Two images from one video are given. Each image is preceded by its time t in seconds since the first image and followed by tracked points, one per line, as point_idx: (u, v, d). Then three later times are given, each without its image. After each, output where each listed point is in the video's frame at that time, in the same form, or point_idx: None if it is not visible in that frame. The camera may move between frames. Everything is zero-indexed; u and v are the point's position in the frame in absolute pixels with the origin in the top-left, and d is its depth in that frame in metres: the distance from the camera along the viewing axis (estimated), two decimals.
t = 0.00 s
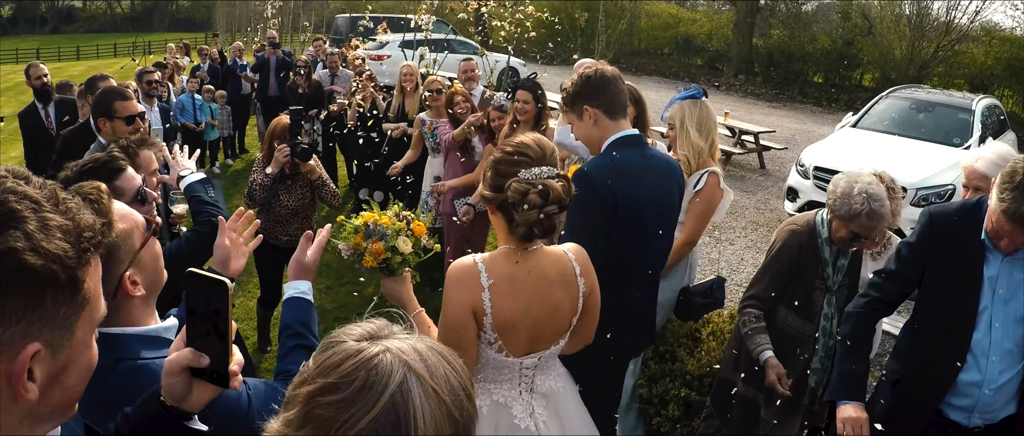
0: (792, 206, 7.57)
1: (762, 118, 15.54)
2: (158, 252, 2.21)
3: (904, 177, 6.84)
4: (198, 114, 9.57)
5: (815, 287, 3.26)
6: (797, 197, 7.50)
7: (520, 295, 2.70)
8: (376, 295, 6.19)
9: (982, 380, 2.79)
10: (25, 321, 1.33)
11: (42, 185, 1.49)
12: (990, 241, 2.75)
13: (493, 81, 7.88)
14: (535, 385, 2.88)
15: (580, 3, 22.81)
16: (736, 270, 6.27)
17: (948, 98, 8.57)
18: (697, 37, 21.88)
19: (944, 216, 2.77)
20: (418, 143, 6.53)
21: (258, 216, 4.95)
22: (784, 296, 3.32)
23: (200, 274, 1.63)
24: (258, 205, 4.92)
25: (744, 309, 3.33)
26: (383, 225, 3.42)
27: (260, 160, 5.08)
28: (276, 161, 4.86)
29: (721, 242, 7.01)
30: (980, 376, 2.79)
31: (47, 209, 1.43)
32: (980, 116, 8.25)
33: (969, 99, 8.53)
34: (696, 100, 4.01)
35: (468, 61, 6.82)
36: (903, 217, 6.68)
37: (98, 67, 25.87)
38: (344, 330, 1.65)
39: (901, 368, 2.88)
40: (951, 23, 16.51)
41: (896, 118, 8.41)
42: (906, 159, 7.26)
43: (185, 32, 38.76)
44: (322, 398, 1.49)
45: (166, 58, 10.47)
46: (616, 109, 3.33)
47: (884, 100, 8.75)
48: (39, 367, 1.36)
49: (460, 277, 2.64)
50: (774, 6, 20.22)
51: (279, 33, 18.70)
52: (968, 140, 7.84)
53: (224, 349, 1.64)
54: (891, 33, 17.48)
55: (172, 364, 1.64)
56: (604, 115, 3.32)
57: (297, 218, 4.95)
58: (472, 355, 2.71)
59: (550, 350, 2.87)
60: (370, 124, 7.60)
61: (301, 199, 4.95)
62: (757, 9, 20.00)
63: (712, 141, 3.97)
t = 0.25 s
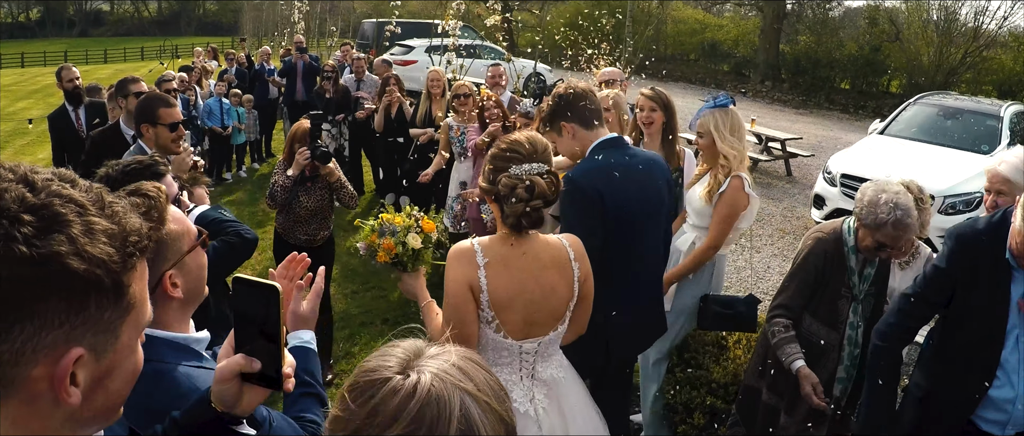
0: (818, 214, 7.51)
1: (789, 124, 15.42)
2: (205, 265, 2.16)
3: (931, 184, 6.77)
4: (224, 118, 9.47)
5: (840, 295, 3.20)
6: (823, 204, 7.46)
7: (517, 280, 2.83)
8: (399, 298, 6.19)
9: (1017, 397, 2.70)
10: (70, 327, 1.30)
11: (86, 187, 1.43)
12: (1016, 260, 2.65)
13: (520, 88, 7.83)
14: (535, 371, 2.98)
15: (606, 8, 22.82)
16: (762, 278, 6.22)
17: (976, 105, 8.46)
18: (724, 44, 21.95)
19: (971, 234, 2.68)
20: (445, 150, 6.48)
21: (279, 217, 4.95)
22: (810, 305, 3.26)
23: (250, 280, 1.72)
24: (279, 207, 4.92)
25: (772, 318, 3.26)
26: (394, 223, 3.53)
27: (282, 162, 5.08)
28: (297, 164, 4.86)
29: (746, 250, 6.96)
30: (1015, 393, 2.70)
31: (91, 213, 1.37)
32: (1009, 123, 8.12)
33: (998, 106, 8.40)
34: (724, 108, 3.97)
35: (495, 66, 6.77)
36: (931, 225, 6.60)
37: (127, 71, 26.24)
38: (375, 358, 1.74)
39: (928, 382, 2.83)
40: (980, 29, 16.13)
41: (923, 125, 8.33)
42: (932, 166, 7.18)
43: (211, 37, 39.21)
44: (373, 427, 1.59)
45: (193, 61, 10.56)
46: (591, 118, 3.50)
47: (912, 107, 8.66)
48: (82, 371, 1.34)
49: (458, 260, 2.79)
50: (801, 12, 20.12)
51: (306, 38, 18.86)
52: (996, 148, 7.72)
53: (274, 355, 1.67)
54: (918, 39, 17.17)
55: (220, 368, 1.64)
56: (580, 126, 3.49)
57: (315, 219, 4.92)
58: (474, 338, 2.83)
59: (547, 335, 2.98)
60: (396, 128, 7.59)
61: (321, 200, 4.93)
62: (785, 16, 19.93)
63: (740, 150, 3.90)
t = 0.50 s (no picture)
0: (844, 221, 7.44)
1: (814, 130, 15.30)
2: (258, 278, 2.16)
3: (958, 190, 6.71)
4: (249, 123, 9.50)
5: (864, 305, 3.10)
6: (849, 211, 7.41)
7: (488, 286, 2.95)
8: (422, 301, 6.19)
9: None
10: (110, 338, 1.28)
11: (130, 197, 1.42)
12: None
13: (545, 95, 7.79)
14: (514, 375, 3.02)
15: (631, 14, 22.85)
16: (788, 285, 6.18)
17: (1004, 110, 8.35)
18: (749, 49, 21.98)
19: (988, 256, 2.64)
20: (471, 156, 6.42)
21: (298, 214, 4.94)
22: (843, 318, 3.12)
23: (294, 292, 1.71)
24: (299, 205, 4.92)
25: (821, 337, 3.07)
26: (408, 228, 3.99)
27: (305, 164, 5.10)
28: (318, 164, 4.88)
29: (772, 258, 6.91)
30: None
31: (134, 224, 1.36)
32: None
33: None
34: (744, 115, 3.86)
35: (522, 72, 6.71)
36: (960, 233, 6.52)
37: (156, 75, 26.63)
38: (425, 379, 1.62)
39: (959, 408, 2.75)
40: (1007, 33, 15.89)
41: (949, 130, 8.23)
42: (959, 172, 7.10)
43: (238, 41, 39.67)
44: None
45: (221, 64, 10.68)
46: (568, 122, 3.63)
47: (939, 112, 8.57)
48: (123, 381, 1.33)
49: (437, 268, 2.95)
50: (827, 17, 20.00)
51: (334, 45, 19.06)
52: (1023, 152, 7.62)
53: (314, 367, 1.68)
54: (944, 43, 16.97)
55: (263, 375, 1.64)
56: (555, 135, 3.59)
57: (336, 219, 4.92)
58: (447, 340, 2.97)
59: (526, 341, 3.05)
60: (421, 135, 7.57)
61: (342, 200, 4.93)
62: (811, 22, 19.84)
63: (756, 151, 3.76)
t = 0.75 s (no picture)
0: (869, 227, 7.38)
1: (838, 134, 15.18)
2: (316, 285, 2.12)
3: (984, 196, 6.63)
4: (275, 127, 9.25)
5: (892, 315, 3.04)
6: (875, 217, 7.34)
7: (483, 276, 3.08)
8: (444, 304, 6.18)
9: None
10: (149, 345, 1.23)
11: (167, 201, 1.37)
12: None
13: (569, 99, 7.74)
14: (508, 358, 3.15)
15: (655, 20, 22.76)
16: (813, 291, 6.11)
17: None
18: (773, 55, 21.88)
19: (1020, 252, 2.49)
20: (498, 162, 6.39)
21: (326, 213, 5.01)
22: (878, 330, 3.06)
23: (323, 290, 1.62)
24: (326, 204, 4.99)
25: (864, 349, 2.98)
26: (410, 222, 5.38)
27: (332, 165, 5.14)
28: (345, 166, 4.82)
29: (796, 264, 6.87)
30: None
31: (173, 231, 1.30)
32: None
33: None
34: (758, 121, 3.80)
35: (546, 76, 6.67)
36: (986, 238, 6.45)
37: (181, 78, 26.96)
38: (468, 385, 1.42)
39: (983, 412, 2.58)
40: None
41: (976, 136, 8.14)
42: (985, 178, 7.03)
43: (262, 46, 40.06)
44: None
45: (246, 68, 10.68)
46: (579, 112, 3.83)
47: (964, 117, 8.47)
48: (159, 389, 1.28)
49: (431, 261, 3.09)
50: (851, 21, 19.83)
51: (359, 50, 19.16)
52: None
53: (347, 364, 1.63)
54: (969, 48, 16.78)
55: (297, 374, 1.61)
56: (565, 120, 3.80)
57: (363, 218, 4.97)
58: (444, 325, 3.13)
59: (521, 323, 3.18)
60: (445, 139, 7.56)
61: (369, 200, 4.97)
62: (835, 26, 19.68)
63: (773, 153, 3.71)
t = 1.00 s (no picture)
0: (895, 229, 7.32)
1: (861, 136, 15.07)
2: (368, 293, 2.30)
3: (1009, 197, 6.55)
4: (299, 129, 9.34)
5: (921, 319, 3.02)
6: (900, 221, 7.29)
7: (502, 270, 3.08)
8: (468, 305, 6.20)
9: None
10: (192, 369, 1.20)
11: (213, 220, 1.35)
12: None
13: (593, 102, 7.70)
14: (524, 344, 3.21)
15: (678, 21, 22.69)
16: (837, 296, 6.07)
17: None
18: (796, 56, 21.78)
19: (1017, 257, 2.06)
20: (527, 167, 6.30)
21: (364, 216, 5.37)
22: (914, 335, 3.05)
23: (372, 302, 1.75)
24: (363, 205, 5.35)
25: (902, 357, 2.98)
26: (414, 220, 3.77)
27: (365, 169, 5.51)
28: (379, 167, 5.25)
29: (821, 267, 6.83)
30: None
31: (217, 251, 1.27)
32: None
33: None
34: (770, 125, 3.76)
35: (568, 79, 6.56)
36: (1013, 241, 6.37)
37: (205, 79, 27.24)
38: (531, 390, 1.42)
39: None
40: None
41: (1002, 137, 8.02)
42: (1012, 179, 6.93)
43: (285, 47, 40.34)
44: None
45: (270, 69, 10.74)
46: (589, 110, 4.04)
47: (990, 119, 8.40)
48: (202, 411, 1.25)
49: (450, 258, 3.09)
50: (874, 22, 19.65)
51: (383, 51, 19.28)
52: None
53: (393, 372, 1.72)
54: (994, 48, 16.56)
55: (345, 382, 1.68)
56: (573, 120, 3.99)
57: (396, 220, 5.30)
58: (464, 322, 3.11)
59: (538, 313, 3.21)
60: (468, 142, 7.56)
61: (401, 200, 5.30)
62: (857, 28, 19.50)
63: (791, 153, 3.69)
